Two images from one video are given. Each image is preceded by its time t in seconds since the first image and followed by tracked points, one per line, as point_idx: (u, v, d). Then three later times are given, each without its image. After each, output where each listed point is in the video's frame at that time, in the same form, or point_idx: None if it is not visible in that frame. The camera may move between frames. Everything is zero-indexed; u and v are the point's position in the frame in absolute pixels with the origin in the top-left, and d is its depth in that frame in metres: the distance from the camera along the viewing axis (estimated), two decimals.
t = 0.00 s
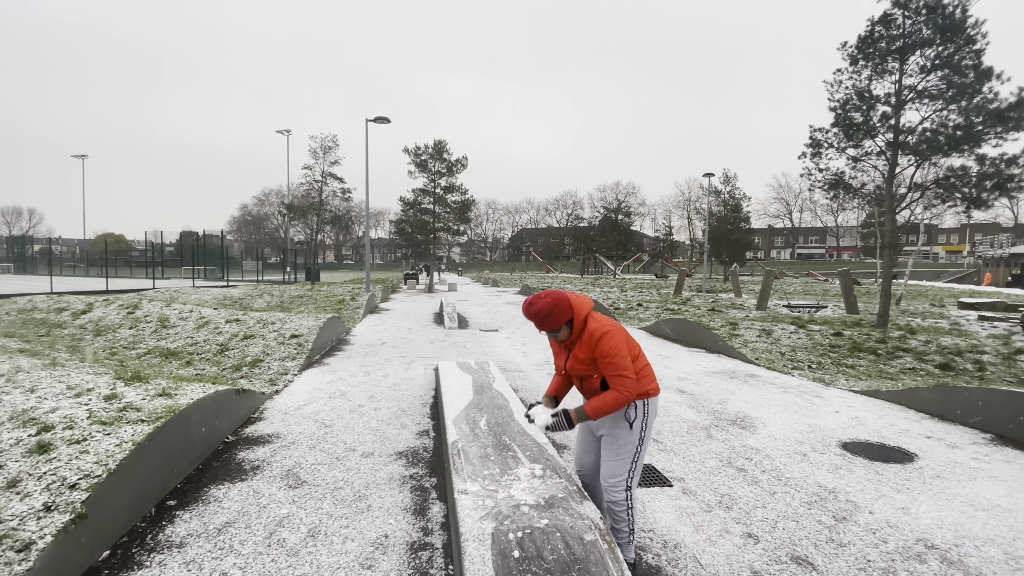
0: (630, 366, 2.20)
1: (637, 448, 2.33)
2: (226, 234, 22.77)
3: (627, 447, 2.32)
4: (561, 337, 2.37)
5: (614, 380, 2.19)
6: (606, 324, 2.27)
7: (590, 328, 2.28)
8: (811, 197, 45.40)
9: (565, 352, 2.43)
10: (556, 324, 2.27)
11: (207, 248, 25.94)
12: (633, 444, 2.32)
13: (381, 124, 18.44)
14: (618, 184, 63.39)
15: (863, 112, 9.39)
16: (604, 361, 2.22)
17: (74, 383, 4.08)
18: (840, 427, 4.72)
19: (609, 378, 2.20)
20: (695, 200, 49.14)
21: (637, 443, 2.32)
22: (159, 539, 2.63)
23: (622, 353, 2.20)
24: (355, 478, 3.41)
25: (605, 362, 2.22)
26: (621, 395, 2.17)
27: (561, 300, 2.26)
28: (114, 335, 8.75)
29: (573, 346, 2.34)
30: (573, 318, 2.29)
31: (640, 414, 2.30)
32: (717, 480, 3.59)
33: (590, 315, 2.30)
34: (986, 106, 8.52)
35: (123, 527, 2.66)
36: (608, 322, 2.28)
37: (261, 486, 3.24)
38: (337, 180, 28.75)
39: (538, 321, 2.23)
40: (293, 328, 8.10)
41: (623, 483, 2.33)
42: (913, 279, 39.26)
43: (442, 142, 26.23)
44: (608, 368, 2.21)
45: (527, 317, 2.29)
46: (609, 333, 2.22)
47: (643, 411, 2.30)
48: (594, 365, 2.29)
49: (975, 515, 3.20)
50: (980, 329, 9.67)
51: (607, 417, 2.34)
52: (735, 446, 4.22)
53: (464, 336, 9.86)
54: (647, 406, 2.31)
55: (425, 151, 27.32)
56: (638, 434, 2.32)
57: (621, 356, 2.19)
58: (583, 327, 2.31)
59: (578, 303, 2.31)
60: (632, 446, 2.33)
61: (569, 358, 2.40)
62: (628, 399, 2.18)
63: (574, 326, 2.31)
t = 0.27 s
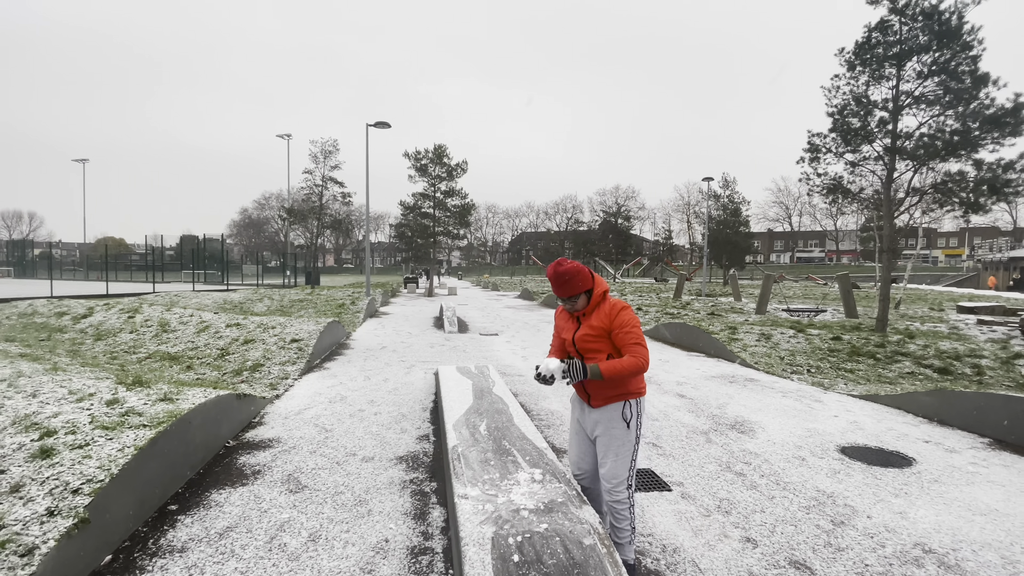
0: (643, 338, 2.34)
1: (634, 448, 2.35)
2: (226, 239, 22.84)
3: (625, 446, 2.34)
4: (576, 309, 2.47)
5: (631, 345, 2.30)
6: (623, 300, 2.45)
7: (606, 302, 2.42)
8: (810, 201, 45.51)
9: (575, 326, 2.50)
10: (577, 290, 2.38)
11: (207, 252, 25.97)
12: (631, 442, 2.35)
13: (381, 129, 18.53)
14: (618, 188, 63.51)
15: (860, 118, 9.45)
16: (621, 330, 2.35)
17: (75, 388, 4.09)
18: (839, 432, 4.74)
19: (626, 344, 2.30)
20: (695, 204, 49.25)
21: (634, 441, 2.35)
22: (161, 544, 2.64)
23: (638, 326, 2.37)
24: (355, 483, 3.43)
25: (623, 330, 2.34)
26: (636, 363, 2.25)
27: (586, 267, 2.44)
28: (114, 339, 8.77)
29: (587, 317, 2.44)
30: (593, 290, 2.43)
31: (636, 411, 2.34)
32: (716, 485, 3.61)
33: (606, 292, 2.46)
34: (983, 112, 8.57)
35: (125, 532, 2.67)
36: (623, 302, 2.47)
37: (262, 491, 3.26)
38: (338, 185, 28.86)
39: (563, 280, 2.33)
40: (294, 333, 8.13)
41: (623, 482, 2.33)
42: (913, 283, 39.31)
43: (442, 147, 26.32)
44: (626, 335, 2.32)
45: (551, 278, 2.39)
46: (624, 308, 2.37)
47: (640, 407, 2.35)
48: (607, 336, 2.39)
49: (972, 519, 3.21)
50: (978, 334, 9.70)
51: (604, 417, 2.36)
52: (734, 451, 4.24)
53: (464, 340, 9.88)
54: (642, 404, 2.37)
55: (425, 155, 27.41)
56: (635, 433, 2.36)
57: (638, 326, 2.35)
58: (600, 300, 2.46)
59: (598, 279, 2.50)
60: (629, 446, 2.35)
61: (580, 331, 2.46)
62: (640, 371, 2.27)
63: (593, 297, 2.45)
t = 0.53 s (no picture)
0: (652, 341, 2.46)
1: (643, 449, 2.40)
2: (226, 245, 22.89)
3: (635, 448, 2.37)
4: (590, 307, 2.52)
5: (645, 343, 2.40)
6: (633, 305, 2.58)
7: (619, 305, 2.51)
8: (809, 208, 45.68)
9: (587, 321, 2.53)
10: (598, 286, 2.45)
11: (207, 258, 26.03)
12: (640, 445, 2.38)
13: (382, 136, 18.64)
14: (617, 195, 63.71)
15: (858, 126, 9.52)
16: (635, 329, 2.44)
17: (77, 397, 4.10)
18: (839, 440, 4.75)
19: (639, 343, 2.40)
20: (694, 210, 49.42)
21: (642, 443, 2.40)
22: (162, 554, 2.65)
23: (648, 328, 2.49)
24: (356, 492, 3.43)
25: (636, 329, 2.44)
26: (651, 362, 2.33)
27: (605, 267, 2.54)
28: (115, 346, 8.78)
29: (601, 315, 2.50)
30: (609, 290, 2.52)
31: (641, 414, 2.40)
32: (716, 494, 3.61)
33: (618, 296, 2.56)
34: (980, 121, 8.64)
35: (127, 541, 2.68)
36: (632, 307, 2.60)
37: (263, 500, 3.26)
38: (338, 192, 28.99)
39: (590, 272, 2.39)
40: (295, 340, 8.14)
41: (638, 484, 2.34)
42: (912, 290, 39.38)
43: (442, 154, 26.45)
44: (639, 335, 2.42)
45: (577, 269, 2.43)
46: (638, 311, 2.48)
47: (643, 410, 2.41)
48: (620, 335, 2.46)
49: (973, 528, 3.22)
50: (978, 341, 9.71)
51: (612, 423, 2.37)
52: (734, 459, 4.24)
53: (464, 347, 9.89)
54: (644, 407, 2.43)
55: (426, 163, 27.55)
56: (642, 435, 2.40)
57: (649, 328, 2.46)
58: (614, 300, 2.55)
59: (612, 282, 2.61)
60: (639, 449, 2.38)
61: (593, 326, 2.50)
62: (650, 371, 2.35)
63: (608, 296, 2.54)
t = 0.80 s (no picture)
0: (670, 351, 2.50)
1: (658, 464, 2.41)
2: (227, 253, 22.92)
3: (652, 463, 2.37)
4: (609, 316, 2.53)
5: (665, 352, 2.43)
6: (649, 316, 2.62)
7: (636, 317, 2.54)
8: (807, 216, 45.87)
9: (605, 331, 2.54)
10: (618, 298, 2.47)
11: (208, 266, 26.05)
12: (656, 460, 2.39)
13: (383, 145, 18.77)
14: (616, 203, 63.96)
15: (856, 135, 9.60)
16: (654, 339, 2.48)
17: (78, 407, 4.10)
18: (840, 450, 4.74)
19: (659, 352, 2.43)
20: (694, 218, 49.60)
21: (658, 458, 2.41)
22: (162, 566, 2.64)
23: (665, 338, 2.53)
24: (356, 503, 3.42)
25: (655, 339, 2.48)
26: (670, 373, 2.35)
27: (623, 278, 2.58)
28: (115, 355, 8.78)
29: (618, 326, 2.52)
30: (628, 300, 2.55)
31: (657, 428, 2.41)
32: (718, 505, 3.60)
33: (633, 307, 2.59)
34: (976, 131, 8.71)
35: (127, 554, 2.67)
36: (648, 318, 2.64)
37: (263, 512, 3.25)
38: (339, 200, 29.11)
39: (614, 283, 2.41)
40: (295, 349, 8.14)
41: (656, 498, 2.35)
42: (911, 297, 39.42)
43: (443, 163, 26.60)
44: (659, 344, 2.46)
45: (598, 279, 2.43)
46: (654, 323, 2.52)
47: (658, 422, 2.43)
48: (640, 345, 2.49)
49: (974, 539, 3.21)
50: (978, 349, 9.70)
51: (629, 440, 2.36)
52: (735, 470, 4.24)
53: (464, 356, 9.89)
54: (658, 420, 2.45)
55: (426, 171, 27.71)
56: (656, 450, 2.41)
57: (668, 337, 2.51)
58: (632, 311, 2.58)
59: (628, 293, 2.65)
60: (654, 463, 2.39)
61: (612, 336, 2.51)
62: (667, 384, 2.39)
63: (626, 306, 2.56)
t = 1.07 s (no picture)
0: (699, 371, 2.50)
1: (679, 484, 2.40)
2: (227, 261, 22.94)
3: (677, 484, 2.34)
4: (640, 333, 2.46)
5: (697, 373, 2.43)
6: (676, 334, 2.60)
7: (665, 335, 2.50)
8: (806, 224, 45.99)
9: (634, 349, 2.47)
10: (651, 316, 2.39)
11: (208, 274, 26.06)
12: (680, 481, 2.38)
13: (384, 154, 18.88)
14: (615, 211, 64.15)
15: (854, 145, 9.66)
16: (684, 359, 2.47)
17: (78, 416, 4.09)
18: (842, 460, 4.72)
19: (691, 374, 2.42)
20: (693, 226, 49.76)
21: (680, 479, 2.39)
22: None
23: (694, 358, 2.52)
24: (357, 514, 3.41)
25: (686, 359, 2.47)
26: (701, 393, 2.33)
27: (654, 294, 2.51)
28: (114, 363, 8.76)
29: (648, 343, 2.46)
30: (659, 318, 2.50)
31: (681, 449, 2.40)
32: (719, 515, 3.58)
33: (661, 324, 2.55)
34: (974, 140, 8.76)
35: (126, 566, 2.65)
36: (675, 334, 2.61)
37: (263, 523, 3.23)
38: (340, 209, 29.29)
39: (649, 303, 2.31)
40: (295, 357, 8.13)
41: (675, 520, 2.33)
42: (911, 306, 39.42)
43: (443, 171, 26.72)
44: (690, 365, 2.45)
45: (632, 299, 2.33)
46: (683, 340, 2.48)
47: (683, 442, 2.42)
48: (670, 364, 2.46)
49: (977, 550, 3.20)
50: (978, 358, 9.68)
51: (657, 460, 2.32)
52: (737, 480, 4.22)
53: (464, 364, 9.87)
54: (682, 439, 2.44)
55: (427, 180, 27.83)
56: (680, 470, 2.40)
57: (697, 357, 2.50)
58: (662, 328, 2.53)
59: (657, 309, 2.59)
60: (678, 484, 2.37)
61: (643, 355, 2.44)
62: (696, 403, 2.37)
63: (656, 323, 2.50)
